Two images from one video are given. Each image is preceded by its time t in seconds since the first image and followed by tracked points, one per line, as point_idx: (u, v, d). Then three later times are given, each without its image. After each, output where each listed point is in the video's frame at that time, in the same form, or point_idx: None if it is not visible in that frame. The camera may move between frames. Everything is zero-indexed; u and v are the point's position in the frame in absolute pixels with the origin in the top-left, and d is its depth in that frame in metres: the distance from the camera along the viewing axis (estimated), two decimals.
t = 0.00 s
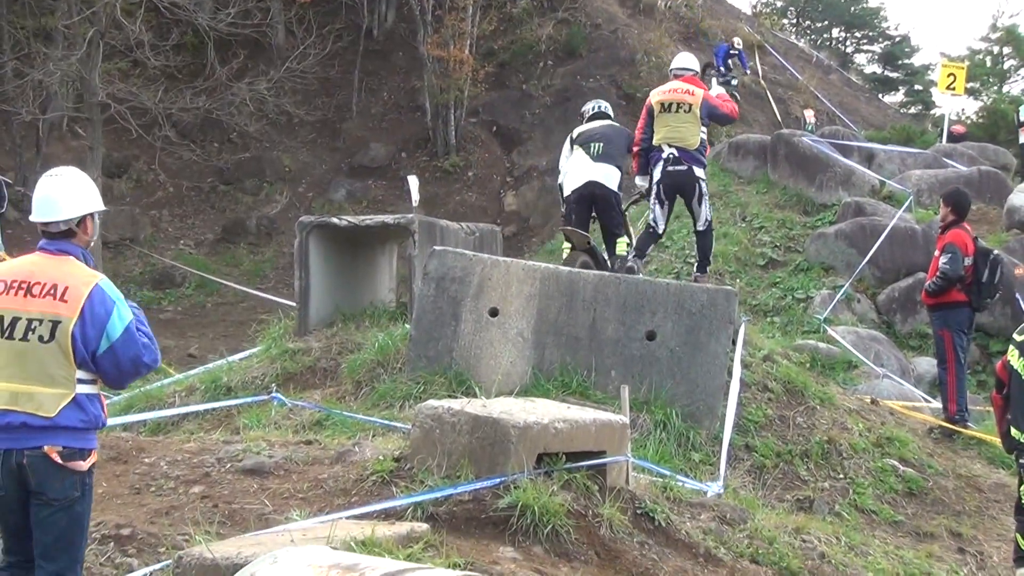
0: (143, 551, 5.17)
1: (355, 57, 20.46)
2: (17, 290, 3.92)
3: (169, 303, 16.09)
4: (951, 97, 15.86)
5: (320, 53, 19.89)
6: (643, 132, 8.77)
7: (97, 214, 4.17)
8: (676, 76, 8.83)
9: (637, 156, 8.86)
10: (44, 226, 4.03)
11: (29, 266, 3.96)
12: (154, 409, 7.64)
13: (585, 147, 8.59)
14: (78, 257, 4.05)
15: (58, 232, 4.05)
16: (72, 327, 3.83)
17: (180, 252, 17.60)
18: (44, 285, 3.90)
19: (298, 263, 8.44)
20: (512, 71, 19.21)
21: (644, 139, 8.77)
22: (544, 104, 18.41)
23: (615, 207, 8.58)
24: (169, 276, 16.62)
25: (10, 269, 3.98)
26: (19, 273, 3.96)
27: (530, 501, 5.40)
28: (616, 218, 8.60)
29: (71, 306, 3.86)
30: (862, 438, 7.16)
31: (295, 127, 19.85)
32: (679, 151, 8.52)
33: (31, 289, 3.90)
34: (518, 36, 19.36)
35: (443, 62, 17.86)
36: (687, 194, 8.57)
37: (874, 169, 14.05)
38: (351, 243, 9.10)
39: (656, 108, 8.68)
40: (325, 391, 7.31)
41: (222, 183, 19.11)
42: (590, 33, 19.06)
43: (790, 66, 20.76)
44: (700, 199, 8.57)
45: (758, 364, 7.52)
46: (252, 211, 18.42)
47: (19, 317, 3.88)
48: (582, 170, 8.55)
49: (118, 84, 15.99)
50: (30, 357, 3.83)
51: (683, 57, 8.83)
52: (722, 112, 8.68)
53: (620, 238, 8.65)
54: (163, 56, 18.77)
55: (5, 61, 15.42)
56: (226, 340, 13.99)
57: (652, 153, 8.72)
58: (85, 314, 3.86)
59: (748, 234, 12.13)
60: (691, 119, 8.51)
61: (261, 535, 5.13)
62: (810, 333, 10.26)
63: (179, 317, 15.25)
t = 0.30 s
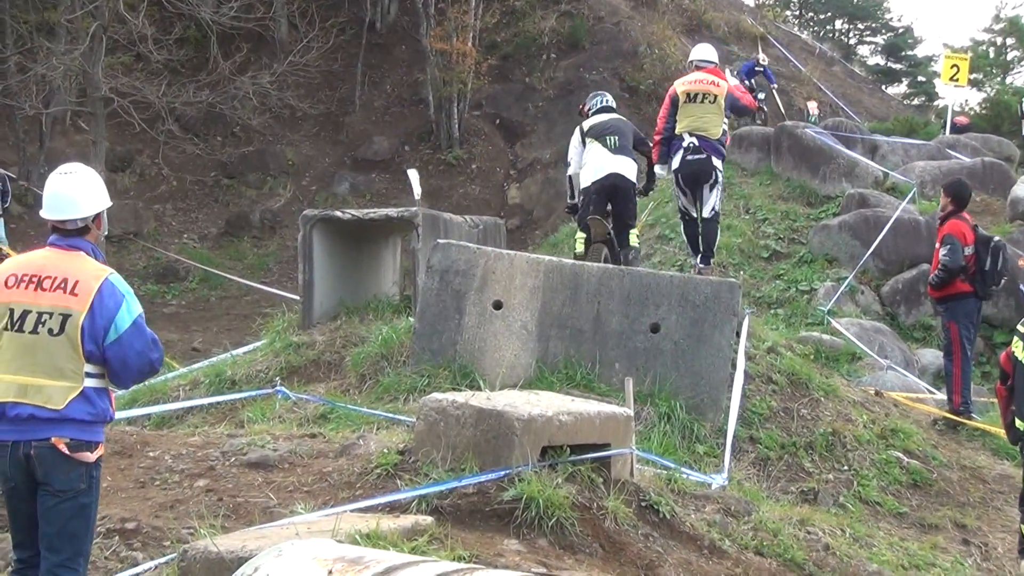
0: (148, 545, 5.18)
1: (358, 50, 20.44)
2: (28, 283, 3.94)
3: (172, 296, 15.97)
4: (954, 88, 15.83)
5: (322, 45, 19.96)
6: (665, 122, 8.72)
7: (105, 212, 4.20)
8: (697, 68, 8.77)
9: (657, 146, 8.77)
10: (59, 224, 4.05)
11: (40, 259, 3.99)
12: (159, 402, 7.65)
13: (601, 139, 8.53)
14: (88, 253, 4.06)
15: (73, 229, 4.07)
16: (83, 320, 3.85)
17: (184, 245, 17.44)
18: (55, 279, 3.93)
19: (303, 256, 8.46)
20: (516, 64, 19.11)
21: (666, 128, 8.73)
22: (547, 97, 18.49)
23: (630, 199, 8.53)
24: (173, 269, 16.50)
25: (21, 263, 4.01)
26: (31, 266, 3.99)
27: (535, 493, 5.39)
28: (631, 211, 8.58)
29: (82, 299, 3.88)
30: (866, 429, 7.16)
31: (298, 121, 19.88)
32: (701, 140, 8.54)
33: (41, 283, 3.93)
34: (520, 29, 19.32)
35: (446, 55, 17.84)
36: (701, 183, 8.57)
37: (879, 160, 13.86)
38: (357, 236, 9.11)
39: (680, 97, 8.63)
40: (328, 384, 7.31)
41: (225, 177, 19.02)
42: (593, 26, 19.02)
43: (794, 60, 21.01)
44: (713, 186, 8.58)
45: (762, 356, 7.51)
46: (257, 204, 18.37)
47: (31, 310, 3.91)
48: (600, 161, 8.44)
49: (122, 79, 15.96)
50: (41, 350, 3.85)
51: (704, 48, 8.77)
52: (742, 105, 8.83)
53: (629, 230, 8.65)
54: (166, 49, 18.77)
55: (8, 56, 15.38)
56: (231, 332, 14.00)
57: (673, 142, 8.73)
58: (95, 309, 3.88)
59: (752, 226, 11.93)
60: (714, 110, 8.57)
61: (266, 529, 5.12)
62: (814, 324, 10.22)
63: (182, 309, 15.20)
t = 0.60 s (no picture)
0: (159, 537, 5.18)
1: (367, 43, 20.56)
2: (34, 272, 3.90)
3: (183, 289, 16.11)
4: (964, 80, 15.79)
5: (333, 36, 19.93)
6: (682, 117, 8.62)
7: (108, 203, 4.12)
8: (707, 62, 8.80)
9: (676, 142, 8.67)
10: (64, 215, 3.98)
11: (43, 248, 3.94)
12: (170, 396, 7.66)
13: (611, 135, 8.54)
14: (92, 241, 4.01)
15: (78, 219, 4.00)
16: (91, 305, 3.82)
17: (194, 237, 17.60)
18: (60, 265, 3.88)
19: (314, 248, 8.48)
20: (526, 56, 19.23)
21: (684, 123, 8.63)
22: (557, 89, 18.34)
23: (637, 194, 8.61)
24: (183, 263, 16.62)
25: (24, 252, 3.96)
26: (35, 253, 3.94)
27: (547, 485, 5.39)
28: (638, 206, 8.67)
29: (89, 284, 3.84)
30: (877, 421, 7.15)
31: (309, 113, 19.88)
32: (721, 133, 8.46)
33: (48, 271, 3.89)
34: (530, 21, 19.45)
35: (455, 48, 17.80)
36: (724, 177, 8.52)
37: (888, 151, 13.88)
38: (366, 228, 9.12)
39: (696, 92, 8.59)
40: (339, 377, 7.31)
41: (236, 169, 19.08)
42: (602, 18, 18.85)
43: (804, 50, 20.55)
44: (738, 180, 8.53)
45: (773, 348, 7.52)
46: (267, 198, 18.38)
47: (38, 298, 3.87)
48: (611, 154, 8.48)
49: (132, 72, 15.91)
50: (51, 336, 3.83)
51: (710, 42, 8.84)
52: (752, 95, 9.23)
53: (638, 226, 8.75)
54: (176, 42, 18.75)
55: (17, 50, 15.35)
56: (241, 325, 14.01)
57: (694, 138, 8.56)
58: (102, 292, 3.85)
59: (761, 218, 11.81)
60: (730, 103, 8.51)
61: (279, 521, 5.13)
62: (825, 317, 10.19)
63: (192, 304, 15.22)
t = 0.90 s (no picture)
0: (166, 534, 5.19)
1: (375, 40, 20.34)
2: (41, 265, 3.92)
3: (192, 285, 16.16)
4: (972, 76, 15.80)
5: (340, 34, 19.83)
6: (698, 111, 8.49)
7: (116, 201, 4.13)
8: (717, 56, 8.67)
9: (688, 136, 8.54)
10: (73, 210, 3.99)
11: (51, 242, 3.95)
12: (178, 392, 7.66)
13: (611, 131, 8.58)
14: (100, 236, 4.01)
15: (88, 214, 4.01)
16: (96, 296, 3.83)
17: (203, 234, 17.66)
18: (67, 258, 3.90)
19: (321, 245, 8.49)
20: (533, 53, 19.11)
21: (700, 119, 8.51)
22: (565, 86, 18.38)
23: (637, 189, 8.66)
24: (191, 259, 16.66)
25: (33, 247, 3.98)
26: (42, 248, 3.96)
27: (554, 482, 5.40)
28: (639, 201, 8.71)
29: (94, 275, 3.85)
30: (885, 418, 7.14)
31: (316, 111, 19.86)
32: (738, 130, 8.45)
33: (54, 263, 3.90)
34: (538, 17, 19.30)
35: (462, 45, 17.78)
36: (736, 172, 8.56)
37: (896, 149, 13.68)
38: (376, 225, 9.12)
39: (715, 88, 8.43)
40: (347, 374, 7.32)
41: (244, 166, 19.08)
42: (611, 14, 18.84)
43: (813, 48, 19.62)
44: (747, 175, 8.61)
45: (780, 345, 7.51)
46: (274, 195, 18.37)
47: (44, 289, 3.89)
48: (612, 150, 8.54)
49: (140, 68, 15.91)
50: (56, 327, 3.84)
51: (717, 38, 8.68)
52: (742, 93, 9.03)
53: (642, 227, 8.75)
54: (184, 39, 18.72)
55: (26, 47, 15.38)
56: (248, 323, 13.99)
57: (710, 134, 8.50)
58: (107, 283, 3.86)
59: (769, 215, 11.78)
60: (746, 101, 8.51)
61: (286, 518, 5.13)
62: (832, 313, 10.17)
63: (201, 300, 15.23)
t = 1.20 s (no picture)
0: (179, 532, 5.20)
1: (387, 37, 20.35)
2: (66, 265, 4.03)
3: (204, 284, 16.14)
4: (985, 75, 15.77)
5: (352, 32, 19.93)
6: (727, 110, 8.29)
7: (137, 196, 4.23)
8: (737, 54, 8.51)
9: (716, 135, 8.33)
10: (95, 205, 4.10)
11: (76, 241, 4.07)
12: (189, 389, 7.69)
13: (611, 148, 8.77)
14: (123, 233, 4.13)
15: (109, 210, 4.12)
16: (122, 297, 3.95)
17: (215, 233, 17.52)
18: (91, 257, 4.02)
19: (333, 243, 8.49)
20: (546, 51, 19.07)
21: (729, 118, 8.33)
22: (577, 83, 18.36)
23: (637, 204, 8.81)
24: (204, 258, 16.63)
25: (57, 246, 4.10)
26: (66, 247, 4.07)
27: (566, 480, 5.40)
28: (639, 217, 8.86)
29: (120, 275, 3.97)
30: (897, 417, 7.14)
31: (329, 109, 19.79)
32: (761, 131, 8.39)
33: (79, 263, 4.02)
34: (551, 16, 19.14)
35: (474, 43, 17.77)
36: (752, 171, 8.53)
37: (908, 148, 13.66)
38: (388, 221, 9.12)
39: (745, 89, 8.28)
40: (358, 372, 7.33)
41: (256, 164, 19.03)
42: (622, 12, 18.88)
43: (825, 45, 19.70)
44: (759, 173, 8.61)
45: (793, 343, 7.51)
46: (286, 193, 18.30)
47: (68, 290, 4.00)
48: (612, 166, 8.68)
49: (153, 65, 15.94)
50: (80, 327, 3.95)
51: (733, 38, 8.54)
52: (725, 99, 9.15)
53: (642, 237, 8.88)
54: (196, 37, 18.72)
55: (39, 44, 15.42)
56: (259, 321, 13.92)
57: (735, 133, 8.33)
58: (133, 285, 3.98)
59: (781, 213, 11.77)
60: (766, 101, 8.45)
61: (298, 515, 5.13)
62: (844, 312, 10.17)
63: (213, 298, 15.35)
